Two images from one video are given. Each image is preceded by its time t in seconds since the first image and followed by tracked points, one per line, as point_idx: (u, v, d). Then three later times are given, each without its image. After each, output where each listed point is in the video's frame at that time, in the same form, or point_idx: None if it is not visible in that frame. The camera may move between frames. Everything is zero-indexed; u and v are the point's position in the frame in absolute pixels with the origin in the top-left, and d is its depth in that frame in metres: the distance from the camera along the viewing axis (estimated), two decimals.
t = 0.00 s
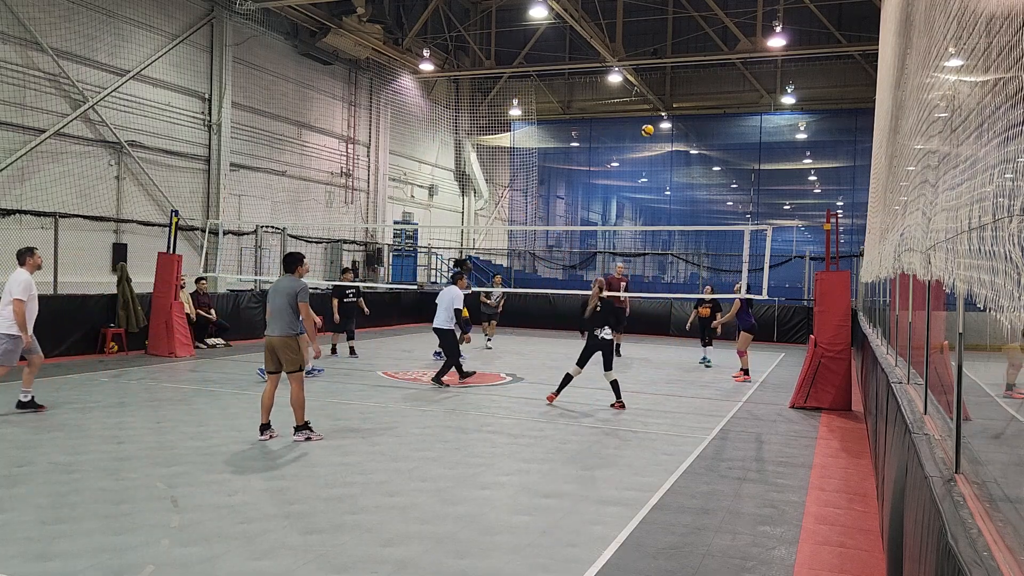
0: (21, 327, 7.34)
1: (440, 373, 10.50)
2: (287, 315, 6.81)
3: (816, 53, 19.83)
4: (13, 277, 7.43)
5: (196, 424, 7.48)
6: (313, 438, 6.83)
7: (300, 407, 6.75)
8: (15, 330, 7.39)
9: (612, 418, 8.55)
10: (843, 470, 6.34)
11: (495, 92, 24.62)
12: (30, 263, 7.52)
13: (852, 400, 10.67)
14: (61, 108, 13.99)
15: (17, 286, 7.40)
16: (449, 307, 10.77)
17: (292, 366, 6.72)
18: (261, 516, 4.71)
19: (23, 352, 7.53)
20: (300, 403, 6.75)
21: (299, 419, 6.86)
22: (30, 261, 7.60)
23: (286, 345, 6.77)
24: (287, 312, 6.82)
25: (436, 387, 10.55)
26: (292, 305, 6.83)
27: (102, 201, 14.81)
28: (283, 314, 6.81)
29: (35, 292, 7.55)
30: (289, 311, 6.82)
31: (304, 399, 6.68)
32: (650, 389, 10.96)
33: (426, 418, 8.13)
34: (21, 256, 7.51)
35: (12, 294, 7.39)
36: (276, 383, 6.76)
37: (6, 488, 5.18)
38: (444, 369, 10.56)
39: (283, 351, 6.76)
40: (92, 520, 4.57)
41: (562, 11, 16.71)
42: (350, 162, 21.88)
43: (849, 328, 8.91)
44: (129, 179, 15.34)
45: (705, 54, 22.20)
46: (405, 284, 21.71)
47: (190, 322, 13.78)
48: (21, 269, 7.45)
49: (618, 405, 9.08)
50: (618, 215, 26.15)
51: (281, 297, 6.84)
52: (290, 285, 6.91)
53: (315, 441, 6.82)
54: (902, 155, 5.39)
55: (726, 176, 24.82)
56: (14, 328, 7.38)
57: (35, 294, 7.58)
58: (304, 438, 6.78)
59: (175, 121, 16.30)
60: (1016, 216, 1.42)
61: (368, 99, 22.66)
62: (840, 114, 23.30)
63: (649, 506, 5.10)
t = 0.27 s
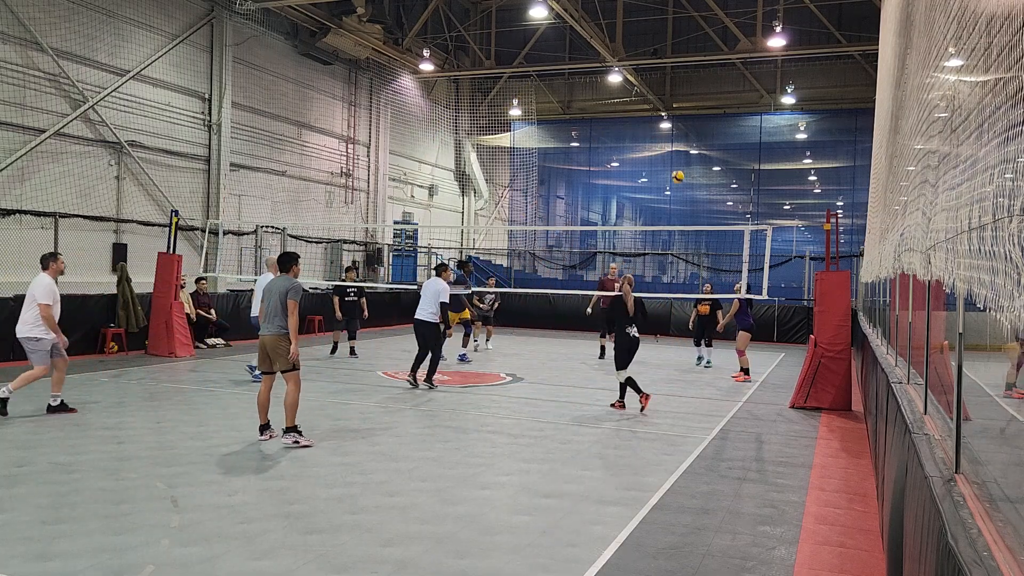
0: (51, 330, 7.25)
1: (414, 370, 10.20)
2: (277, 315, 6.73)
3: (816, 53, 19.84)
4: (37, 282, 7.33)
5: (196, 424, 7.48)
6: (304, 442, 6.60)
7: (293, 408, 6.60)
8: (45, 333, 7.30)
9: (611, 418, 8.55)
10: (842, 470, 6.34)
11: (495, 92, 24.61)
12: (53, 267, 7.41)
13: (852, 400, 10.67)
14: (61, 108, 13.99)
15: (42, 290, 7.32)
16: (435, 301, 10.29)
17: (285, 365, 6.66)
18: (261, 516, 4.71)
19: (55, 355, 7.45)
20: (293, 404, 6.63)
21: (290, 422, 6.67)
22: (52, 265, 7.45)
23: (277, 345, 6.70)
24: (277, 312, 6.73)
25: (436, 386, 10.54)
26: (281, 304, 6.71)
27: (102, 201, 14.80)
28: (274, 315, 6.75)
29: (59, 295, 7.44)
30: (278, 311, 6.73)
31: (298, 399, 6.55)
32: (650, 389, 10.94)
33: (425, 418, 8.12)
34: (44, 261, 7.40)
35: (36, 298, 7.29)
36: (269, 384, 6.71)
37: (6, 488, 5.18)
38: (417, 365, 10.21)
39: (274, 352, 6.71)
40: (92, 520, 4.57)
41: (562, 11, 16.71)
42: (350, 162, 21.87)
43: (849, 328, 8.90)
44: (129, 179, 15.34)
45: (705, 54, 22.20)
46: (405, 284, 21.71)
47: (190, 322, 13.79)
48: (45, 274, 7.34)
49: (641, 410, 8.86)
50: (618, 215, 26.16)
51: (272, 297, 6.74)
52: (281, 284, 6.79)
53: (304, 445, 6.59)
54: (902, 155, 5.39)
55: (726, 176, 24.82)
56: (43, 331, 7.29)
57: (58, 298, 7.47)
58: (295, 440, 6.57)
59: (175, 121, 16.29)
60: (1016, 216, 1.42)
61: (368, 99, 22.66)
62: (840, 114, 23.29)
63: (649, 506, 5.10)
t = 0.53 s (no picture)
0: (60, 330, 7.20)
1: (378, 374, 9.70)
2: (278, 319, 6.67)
3: (816, 53, 19.84)
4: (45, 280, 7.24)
5: (196, 424, 7.48)
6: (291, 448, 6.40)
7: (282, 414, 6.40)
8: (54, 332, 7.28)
9: (612, 417, 8.55)
10: (842, 470, 6.34)
11: (495, 92, 24.62)
12: (60, 265, 7.34)
13: (852, 400, 10.67)
14: (61, 108, 13.98)
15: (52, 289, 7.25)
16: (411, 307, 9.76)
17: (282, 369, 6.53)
18: (262, 516, 4.71)
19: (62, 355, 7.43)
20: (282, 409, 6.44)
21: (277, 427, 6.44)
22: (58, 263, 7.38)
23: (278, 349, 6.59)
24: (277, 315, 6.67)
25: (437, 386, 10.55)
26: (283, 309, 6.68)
27: (102, 201, 14.81)
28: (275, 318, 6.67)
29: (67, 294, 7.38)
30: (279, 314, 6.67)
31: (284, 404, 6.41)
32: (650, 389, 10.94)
33: (425, 418, 8.13)
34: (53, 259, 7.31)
35: (45, 298, 7.23)
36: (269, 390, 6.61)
37: (6, 487, 5.18)
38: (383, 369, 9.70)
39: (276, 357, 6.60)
40: (91, 520, 4.57)
41: (562, 11, 16.71)
42: (350, 162, 21.88)
43: (849, 328, 8.90)
44: (129, 179, 15.34)
45: (705, 54, 22.20)
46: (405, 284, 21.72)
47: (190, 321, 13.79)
48: (52, 272, 7.28)
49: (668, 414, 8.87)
50: (618, 215, 26.16)
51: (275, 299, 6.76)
52: (282, 288, 6.79)
53: (287, 454, 6.34)
54: (902, 155, 5.39)
55: (726, 176, 24.82)
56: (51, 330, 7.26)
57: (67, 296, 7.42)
58: (278, 448, 6.34)
59: (175, 121, 16.30)
60: (1016, 216, 1.42)
61: (368, 99, 22.66)
62: (840, 114, 23.30)
63: (649, 506, 5.10)
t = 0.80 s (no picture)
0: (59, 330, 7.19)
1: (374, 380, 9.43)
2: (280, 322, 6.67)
3: (816, 53, 19.84)
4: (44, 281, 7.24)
5: (196, 424, 7.48)
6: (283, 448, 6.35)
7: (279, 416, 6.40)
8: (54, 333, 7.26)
9: (611, 418, 8.55)
10: (842, 470, 6.34)
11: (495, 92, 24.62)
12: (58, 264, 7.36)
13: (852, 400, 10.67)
14: (61, 108, 13.98)
15: (50, 289, 7.25)
16: (391, 299, 9.58)
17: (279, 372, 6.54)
18: (261, 516, 4.71)
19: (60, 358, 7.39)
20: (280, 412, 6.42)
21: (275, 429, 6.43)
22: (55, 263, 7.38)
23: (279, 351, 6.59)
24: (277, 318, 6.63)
25: (437, 387, 10.55)
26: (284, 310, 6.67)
27: (102, 201, 14.80)
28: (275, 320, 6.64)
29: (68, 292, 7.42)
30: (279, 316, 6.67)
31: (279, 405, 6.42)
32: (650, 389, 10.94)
33: (425, 418, 8.13)
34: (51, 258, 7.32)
35: (44, 299, 7.23)
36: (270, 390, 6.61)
37: (6, 488, 5.18)
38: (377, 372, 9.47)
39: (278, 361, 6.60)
40: (91, 520, 4.57)
41: (562, 11, 16.71)
42: (350, 162, 21.88)
43: (849, 328, 8.90)
44: (129, 179, 15.34)
45: (705, 54, 22.19)
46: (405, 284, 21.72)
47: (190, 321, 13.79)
48: (49, 273, 7.29)
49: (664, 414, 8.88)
50: (618, 215, 26.14)
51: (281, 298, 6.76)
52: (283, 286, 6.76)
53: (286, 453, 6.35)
54: (902, 155, 5.39)
55: (726, 176, 24.82)
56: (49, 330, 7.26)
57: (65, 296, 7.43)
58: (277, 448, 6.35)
59: (175, 121, 16.30)
60: (1016, 216, 1.42)
61: (368, 98, 22.66)
62: (841, 114, 23.30)
63: (649, 506, 5.10)
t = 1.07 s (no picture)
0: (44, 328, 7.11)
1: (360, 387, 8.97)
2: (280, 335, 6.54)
3: (816, 53, 19.84)
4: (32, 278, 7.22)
5: (196, 424, 7.48)
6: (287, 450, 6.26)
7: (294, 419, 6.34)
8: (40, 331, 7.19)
9: (612, 418, 8.55)
10: (842, 470, 6.34)
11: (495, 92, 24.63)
12: (46, 260, 7.28)
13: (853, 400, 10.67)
14: (61, 108, 13.98)
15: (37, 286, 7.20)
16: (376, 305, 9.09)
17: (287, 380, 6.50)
18: (262, 516, 4.71)
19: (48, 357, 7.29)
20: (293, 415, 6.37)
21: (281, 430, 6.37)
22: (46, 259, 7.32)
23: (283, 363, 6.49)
24: (274, 330, 6.48)
25: (437, 387, 10.55)
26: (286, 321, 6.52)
27: (102, 201, 14.80)
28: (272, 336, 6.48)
29: (55, 289, 7.35)
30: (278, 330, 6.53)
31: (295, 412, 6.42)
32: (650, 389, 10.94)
33: (426, 418, 8.13)
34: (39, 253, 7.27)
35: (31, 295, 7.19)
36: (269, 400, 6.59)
37: (6, 488, 5.18)
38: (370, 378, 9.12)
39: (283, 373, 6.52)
40: (92, 520, 4.57)
41: (562, 11, 16.71)
42: (350, 162, 21.89)
43: (849, 328, 8.90)
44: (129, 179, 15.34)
45: (705, 54, 22.20)
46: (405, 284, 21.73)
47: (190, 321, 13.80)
48: (38, 269, 7.25)
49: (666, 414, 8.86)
50: (618, 215, 26.14)
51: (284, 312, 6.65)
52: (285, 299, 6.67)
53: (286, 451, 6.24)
54: (902, 155, 5.38)
55: (726, 176, 24.82)
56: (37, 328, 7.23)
57: (55, 292, 7.38)
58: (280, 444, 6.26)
59: (175, 121, 16.30)
60: (1016, 216, 1.42)
61: (368, 98, 22.68)
62: (841, 114, 23.30)
63: (649, 506, 5.10)
